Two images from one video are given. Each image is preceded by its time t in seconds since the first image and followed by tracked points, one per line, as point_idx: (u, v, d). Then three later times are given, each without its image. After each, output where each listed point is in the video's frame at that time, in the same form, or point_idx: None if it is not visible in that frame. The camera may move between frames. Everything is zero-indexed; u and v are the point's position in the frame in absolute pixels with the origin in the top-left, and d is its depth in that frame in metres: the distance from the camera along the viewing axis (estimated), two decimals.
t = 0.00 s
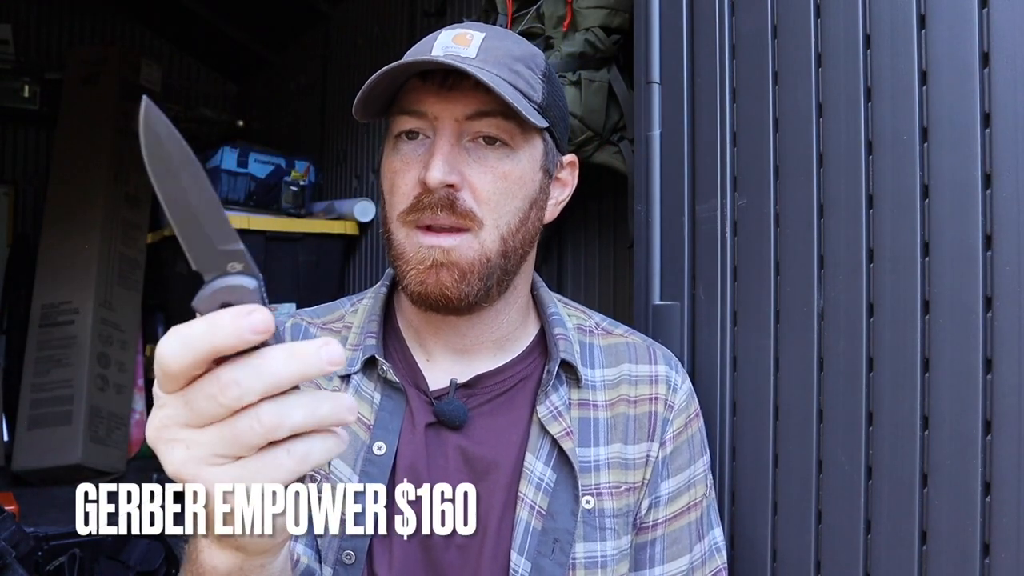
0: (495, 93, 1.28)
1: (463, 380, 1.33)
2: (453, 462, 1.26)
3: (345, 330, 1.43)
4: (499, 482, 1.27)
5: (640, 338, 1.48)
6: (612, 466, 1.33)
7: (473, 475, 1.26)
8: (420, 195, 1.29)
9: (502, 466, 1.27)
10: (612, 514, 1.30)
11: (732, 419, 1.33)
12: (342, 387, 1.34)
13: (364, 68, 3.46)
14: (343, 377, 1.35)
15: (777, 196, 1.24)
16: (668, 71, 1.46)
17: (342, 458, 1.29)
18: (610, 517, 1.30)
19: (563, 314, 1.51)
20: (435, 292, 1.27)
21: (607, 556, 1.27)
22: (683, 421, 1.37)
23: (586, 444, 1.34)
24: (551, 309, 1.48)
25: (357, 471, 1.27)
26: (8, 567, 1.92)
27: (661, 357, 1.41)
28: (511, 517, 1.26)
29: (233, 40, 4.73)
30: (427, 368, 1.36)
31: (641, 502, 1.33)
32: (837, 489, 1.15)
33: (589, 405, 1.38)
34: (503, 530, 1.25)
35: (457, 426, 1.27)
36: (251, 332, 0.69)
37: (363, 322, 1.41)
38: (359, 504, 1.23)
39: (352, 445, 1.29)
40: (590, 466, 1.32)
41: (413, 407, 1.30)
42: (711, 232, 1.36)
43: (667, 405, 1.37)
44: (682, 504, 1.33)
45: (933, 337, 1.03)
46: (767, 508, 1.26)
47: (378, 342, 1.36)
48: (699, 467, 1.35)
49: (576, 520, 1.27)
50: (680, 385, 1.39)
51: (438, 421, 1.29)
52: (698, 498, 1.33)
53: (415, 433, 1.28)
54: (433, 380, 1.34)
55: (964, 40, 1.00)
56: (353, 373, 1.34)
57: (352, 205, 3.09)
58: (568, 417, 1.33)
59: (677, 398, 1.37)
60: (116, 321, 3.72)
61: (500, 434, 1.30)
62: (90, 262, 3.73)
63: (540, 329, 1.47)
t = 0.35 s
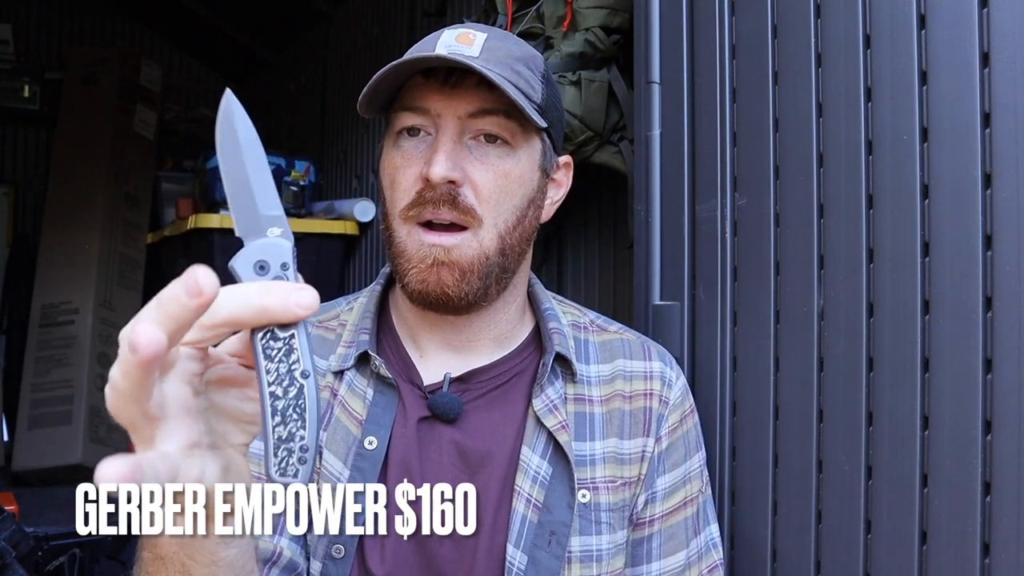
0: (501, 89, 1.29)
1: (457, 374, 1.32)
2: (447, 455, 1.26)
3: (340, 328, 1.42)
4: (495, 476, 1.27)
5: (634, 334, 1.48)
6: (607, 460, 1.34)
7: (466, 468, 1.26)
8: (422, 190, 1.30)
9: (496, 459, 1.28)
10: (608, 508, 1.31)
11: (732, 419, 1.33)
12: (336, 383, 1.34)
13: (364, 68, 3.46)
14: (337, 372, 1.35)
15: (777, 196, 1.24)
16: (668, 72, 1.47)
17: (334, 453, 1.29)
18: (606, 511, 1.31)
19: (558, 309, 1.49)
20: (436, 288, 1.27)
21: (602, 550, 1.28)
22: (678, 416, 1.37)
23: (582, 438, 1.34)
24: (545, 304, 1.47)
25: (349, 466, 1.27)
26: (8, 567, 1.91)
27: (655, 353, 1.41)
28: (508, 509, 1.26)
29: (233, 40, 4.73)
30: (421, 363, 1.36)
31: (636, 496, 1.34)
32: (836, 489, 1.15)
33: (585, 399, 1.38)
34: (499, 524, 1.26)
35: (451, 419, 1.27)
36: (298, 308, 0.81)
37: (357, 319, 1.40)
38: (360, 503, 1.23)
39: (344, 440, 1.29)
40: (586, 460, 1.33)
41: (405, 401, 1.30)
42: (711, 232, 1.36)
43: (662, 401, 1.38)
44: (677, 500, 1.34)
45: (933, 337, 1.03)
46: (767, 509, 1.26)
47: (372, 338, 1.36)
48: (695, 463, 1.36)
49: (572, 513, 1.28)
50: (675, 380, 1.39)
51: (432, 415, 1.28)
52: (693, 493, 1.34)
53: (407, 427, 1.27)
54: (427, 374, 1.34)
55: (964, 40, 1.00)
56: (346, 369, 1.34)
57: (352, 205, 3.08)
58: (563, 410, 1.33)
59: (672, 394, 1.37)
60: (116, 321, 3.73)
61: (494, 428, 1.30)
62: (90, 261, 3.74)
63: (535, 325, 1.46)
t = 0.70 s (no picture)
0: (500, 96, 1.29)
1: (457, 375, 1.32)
2: (447, 456, 1.26)
3: (340, 329, 1.42)
4: (494, 477, 1.27)
5: (635, 335, 1.47)
6: (608, 462, 1.33)
7: (465, 469, 1.26)
8: (425, 197, 1.29)
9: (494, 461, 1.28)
10: (608, 509, 1.31)
11: (732, 419, 1.33)
12: (336, 384, 1.34)
13: (364, 68, 3.46)
14: (339, 373, 1.35)
15: (777, 196, 1.24)
16: (668, 71, 1.47)
17: (334, 453, 1.29)
18: (606, 512, 1.30)
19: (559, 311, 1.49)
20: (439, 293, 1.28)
21: (602, 551, 1.28)
22: (678, 417, 1.37)
23: (582, 440, 1.34)
24: (546, 306, 1.46)
25: (349, 466, 1.27)
26: (8, 567, 1.91)
27: (656, 354, 1.40)
28: (507, 511, 1.27)
29: (233, 40, 4.73)
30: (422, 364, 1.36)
31: (637, 498, 1.33)
32: (836, 489, 1.15)
33: (585, 401, 1.38)
34: (498, 525, 1.26)
35: (451, 421, 1.27)
36: (310, 333, 0.79)
37: (358, 320, 1.40)
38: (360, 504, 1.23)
39: (344, 440, 1.29)
40: (586, 461, 1.32)
41: (406, 402, 1.30)
42: (711, 232, 1.36)
43: (662, 403, 1.37)
44: (677, 501, 1.34)
45: (933, 337, 1.03)
46: (767, 509, 1.26)
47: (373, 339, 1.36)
48: (694, 464, 1.35)
49: (571, 515, 1.28)
50: (675, 381, 1.38)
51: (431, 416, 1.28)
52: (693, 495, 1.34)
53: (407, 428, 1.27)
54: (427, 375, 1.34)
55: (964, 40, 1.00)
56: (347, 370, 1.34)
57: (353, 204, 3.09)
58: (563, 412, 1.33)
59: (672, 395, 1.37)
60: (116, 321, 3.72)
61: (494, 429, 1.30)
62: (90, 261, 3.74)
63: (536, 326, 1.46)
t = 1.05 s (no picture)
0: (473, 100, 1.27)
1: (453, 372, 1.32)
2: (443, 453, 1.25)
3: (335, 329, 1.41)
4: (491, 471, 1.27)
5: (628, 330, 1.47)
6: (603, 454, 1.32)
7: (462, 466, 1.26)
8: (406, 200, 1.29)
9: (490, 456, 1.27)
10: (604, 501, 1.29)
11: (732, 419, 1.33)
12: (331, 384, 1.34)
13: (364, 68, 3.45)
14: (332, 374, 1.34)
15: (777, 196, 1.24)
16: (668, 71, 1.47)
17: (329, 452, 1.29)
18: (603, 504, 1.29)
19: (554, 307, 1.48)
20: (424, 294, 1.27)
21: (600, 543, 1.26)
22: (674, 407, 1.37)
23: (578, 434, 1.33)
24: (542, 302, 1.45)
25: (343, 465, 1.27)
26: (8, 567, 1.91)
27: (650, 347, 1.41)
28: (504, 506, 1.26)
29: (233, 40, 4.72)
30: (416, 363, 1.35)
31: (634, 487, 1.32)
32: (836, 489, 1.15)
33: (580, 396, 1.37)
34: (495, 519, 1.25)
35: (447, 418, 1.26)
36: (281, 344, 0.82)
37: (352, 320, 1.39)
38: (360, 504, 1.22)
39: (339, 440, 1.29)
40: (582, 455, 1.31)
41: (402, 400, 1.30)
42: (711, 232, 1.36)
43: (657, 394, 1.37)
44: (674, 480, 1.33)
45: (933, 337, 1.03)
46: (767, 509, 1.26)
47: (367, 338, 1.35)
48: (688, 449, 1.35)
49: (568, 509, 1.26)
50: (668, 373, 1.39)
51: (427, 414, 1.28)
52: (687, 476, 1.33)
53: (402, 427, 1.27)
54: (422, 373, 1.33)
55: (964, 39, 1.00)
56: (341, 370, 1.34)
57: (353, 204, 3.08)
58: (559, 407, 1.32)
59: (666, 386, 1.37)
60: (116, 321, 3.72)
61: (489, 425, 1.30)
62: (90, 261, 3.74)
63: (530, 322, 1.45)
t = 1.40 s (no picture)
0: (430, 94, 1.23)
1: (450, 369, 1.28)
2: (440, 451, 1.21)
3: (334, 330, 1.37)
4: (489, 469, 1.21)
5: (623, 329, 1.42)
6: (598, 445, 1.26)
7: (459, 463, 1.21)
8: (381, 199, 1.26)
9: (488, 453, 1.22)
10: (599, 491, 1.23)
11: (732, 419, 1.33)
12: (330, 384, 1.29)
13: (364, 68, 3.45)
14: (331, 374, 1.30)
15: (777, 196, 1.24)
16: (668, 71, 1.47)
17: (328, 451, 1.24)
18: (598, 494, 1.22)
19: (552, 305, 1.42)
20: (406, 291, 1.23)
21: (597, 533, 1.20)
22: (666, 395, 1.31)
23: (573, 426, 1.26)
24: (538, 300, 1.40)
25: (343, 464, 1.22)
26: (8, 567, 1.90)
27: (644, 343, 1.38)
28: (498, 502, 1.20)
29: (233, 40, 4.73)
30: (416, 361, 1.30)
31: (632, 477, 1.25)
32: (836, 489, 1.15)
33: (575, 390, 1.30)
34: (492, 516, 1.19)
35: (446, 415, 1.22)
36: (276, 356, 0.81)
37: (352, 320, 1.35)
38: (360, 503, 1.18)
39: (338, 439, 1.24)
40: (577, 447, 1.25)
41: (400, 399, 1.26)
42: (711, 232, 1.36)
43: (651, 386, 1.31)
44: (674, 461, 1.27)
45: (933, 337, 1.03)
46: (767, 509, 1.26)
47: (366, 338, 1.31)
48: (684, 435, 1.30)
49: (562, 501, 1.20)
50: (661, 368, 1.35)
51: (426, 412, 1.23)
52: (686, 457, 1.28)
53: (400, 425, 1.23)
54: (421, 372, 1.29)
55: (964, 39, 1.00)
56: (340, 370, 1.29)
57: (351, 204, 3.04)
58: (556, 401, 1.26)
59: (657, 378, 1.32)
60: (116, 321, 3.72)
61: (486, 421, 1.25)
62: (91, 261, 3.74)
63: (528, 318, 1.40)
